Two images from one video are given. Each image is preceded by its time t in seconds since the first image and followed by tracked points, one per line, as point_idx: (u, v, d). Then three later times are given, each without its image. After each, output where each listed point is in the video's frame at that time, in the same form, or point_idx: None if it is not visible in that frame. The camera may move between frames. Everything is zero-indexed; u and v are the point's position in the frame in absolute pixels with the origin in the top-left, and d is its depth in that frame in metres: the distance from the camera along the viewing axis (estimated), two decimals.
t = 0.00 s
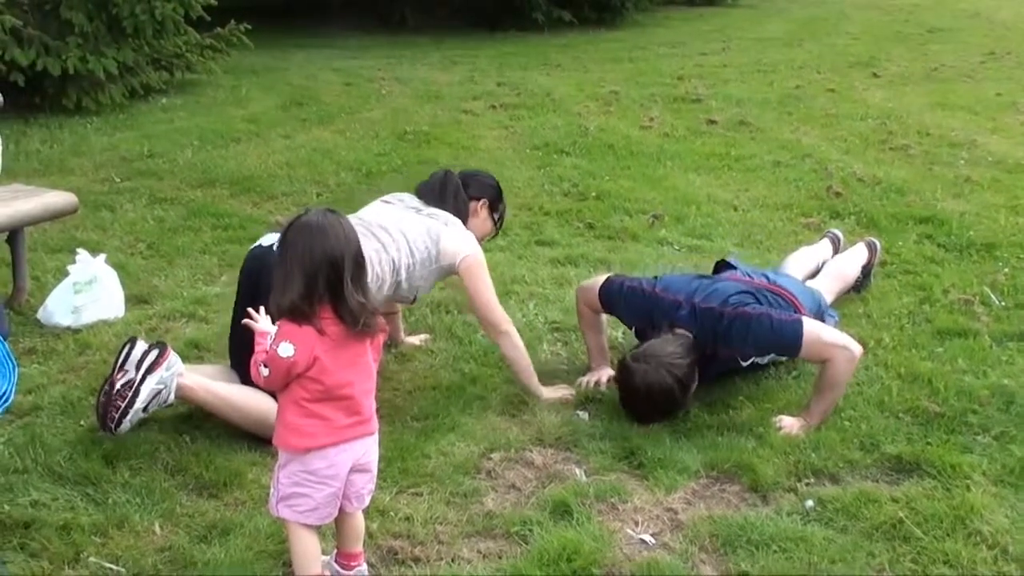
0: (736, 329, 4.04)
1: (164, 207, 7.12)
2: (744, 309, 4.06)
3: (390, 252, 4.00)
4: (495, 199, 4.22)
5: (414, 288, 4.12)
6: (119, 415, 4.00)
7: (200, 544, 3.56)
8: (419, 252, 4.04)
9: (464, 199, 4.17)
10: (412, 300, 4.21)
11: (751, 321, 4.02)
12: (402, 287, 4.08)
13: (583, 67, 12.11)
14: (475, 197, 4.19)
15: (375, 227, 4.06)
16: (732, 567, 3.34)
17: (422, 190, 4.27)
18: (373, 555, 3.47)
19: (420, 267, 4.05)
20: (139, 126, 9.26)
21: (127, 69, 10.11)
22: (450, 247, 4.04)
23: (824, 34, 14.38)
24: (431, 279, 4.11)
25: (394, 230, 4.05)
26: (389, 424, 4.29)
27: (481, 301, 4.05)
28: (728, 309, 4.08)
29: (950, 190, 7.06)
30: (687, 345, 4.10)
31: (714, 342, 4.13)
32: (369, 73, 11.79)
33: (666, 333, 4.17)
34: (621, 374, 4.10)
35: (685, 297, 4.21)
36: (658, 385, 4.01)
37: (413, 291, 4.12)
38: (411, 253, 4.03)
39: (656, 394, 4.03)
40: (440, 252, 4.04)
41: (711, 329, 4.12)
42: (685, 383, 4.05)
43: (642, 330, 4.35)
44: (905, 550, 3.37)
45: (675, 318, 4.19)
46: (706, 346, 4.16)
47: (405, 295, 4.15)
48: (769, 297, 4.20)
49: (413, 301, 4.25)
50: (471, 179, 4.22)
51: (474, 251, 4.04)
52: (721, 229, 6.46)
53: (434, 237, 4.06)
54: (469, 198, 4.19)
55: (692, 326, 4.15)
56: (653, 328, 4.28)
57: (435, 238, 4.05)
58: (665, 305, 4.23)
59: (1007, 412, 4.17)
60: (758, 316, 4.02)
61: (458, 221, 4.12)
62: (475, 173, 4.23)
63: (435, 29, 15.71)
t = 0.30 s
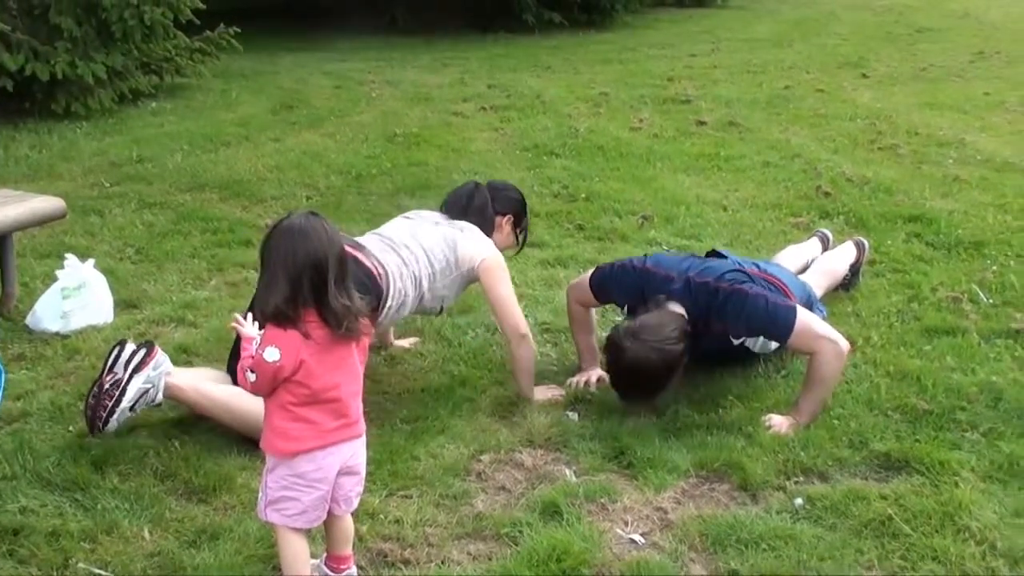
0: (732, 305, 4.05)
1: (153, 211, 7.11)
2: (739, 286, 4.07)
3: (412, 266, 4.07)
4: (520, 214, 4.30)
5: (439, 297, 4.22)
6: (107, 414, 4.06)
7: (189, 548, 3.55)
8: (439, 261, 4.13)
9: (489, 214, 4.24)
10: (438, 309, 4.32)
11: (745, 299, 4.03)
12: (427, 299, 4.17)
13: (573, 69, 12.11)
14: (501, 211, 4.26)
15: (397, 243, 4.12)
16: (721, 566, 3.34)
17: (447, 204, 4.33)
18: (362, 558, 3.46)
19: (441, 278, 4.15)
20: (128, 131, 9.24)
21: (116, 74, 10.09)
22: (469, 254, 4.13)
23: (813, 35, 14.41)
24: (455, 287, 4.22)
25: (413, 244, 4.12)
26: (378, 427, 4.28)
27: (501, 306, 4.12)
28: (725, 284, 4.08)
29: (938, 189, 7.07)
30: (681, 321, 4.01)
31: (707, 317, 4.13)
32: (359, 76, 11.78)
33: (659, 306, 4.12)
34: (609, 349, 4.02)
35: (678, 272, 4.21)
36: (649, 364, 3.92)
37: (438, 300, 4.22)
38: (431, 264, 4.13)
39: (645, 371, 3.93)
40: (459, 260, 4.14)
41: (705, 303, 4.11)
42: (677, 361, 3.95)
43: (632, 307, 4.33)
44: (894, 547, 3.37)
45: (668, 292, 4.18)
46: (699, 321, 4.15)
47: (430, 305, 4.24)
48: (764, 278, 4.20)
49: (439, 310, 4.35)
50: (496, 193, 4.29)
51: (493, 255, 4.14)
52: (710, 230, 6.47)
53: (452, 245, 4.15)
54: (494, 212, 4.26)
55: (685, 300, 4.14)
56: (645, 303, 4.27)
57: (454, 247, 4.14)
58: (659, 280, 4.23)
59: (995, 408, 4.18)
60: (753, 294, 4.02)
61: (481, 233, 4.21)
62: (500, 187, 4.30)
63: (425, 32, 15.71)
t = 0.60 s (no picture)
0: (728, 273, 4.05)
1: (143, 208, 7.07)
2: (738, 255, 4.08)
3: (412, 286, 4.17)
4: (523, 248, 4.46)
5: (437, 321, 4.30)
6: (91, 400, 3.96)
7: (176, 543, 3.52)
8: (437, 283, 4.22)
9: (493, 246, 4.38)
10: (437, 333, 4.39)
11: (743, 269, 4.03)
12: (424, 320, 4.25)
13: (564, 68, 12.10)
14: (504, 245, 4.42)
15: (399, 264, 4.23)
16: (707, 565, 3.33)
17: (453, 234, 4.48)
18: (349, 554, 3.44)
19: (440, 300, 4.23)
20: (119, 128, 9.20)
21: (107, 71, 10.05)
22: (466, 276, 4.22)
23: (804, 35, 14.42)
24: (453, 311, 4.30)
25: (414, 265, 4.23)
26: (366, 424, 4.26)
27: (499, 310, 4.17)
28: (724, 251, 4.08)
29: (928, 190, 7.08)
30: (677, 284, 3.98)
31: (702, 283, 4.12)
32: (350, 74, 11.75)
33: (654, 266, 4.08)
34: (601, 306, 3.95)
35: (675, 238, 4.21)
36: (641, 322, 3.82)
37: (436, 324, 4.31)
38: (430, 285, 4.21)
39: (636, 330, 3.84)
40: (456, 281, 4.22)
41: (701, 268, 4.11)
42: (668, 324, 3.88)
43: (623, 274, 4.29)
44: (881, 547, 3.37)
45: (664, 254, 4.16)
46: (692, 286, 4.14)
47: (429, 329, 4.32)
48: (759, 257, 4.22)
49: (439, 334, 4.43)
50: (501, 226, 4.44)
51: (491, 273, 4.22)
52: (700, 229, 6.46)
53: (450, 267, 4.24)
54: (498, 246, 4.41)
55: (680, 262, 4.12)
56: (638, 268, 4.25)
57: (451, 268, 4.23)
58: (656, 244, 4.22)
59: (982, 409, 4.18)
60: (751, 266, 4.03)
61: (482, 257, 4.32)
62: (506, 222, 4.45)
63: (416, 31, 15.69)
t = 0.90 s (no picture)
0: (736, 247, 4.10)
1: (147, 205, 7.08)
2: (748, 232, 4.14)
3: (423, 291, 4.17)
4: (531, 261, 4.48)
5: (445, 327, 4.29)
6: (97, 389, 3.95)
7: (178, 538, 3.53)
8: (447, 289, 4.22)
9: (501, 256, 4.40)
10: (444, 340, 4.37)
11: (752, 245, 4.09)
12: (433, 326, 4.24)
13: (567, 66, 12.09)
14: (513, 256, 4.43)
15: (410, 269, 4.23)
16: (708, 562, 3.33)
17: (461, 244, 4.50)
18: (350, 550, 3.44)
19: (449, 306, 4.23)
20: (123, 125, 9.20)
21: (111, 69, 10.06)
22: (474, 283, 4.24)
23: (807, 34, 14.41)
24: (461, 318, 4.30)
25: (425, 270, 4.23)
26: (368, 420, 4.26)
27: (507, 309, 4.21)
28: (735, 224, 4.14)
29: (931, 189, 7.07)
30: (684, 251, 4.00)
31: (709, 255, 4.17)
32: (353, 72, 11.75)
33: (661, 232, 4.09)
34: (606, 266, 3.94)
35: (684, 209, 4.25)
36: (645, 282, 3.82)
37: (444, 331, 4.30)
38: (440, 291, 4.21)
39: (640, 290, 3.83)
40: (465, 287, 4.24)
41: (709, 238, 4.15)
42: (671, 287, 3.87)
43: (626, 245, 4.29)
44: (881, 546, 3.37)
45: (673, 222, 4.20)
46: (698, 256, 4.18)
47: (438, 335, 4.31)
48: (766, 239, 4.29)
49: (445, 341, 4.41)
50: (510, 237, 4.46)
51: (499, 276, 4.26)
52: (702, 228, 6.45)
53: (459, 273, 4.25)
54: (507, 257, 4.42)
55: (688, 231, 4.16)
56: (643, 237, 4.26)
57: (460, 275, 4.24)
58: (665, 214, 4.25)
59: (984, 408, 4.18)
60: (760, 244, 4.10)
61: (490, 264, 4.34)
62: (515, 234, 4.48)
63: (419, 29, 15.68)
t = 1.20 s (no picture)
0: (741, 236, 4.10)
1: (152, 207, 7.09)
2: (756, 222, 4.14)
3: (423, 292, 4.18)
4: (529, 264, 4.50)
5: (444, 329, 4.30)
6: (99, 393, 3.95)
7: (180, 538, 3.53)
8: (446, 291, 4.23)
9: (501, 259, 4.42)
10: (442, 341, 4.39)
11: (759, 237, 4.09)
12: (432, 327, 4.25)
13: (572, 70, 12.10)
14: (513, 259, 4.45)
15: (410, 269, 4.24)
16: (708, 566, 3.33)
17: (462, 246, 4.51)
18: (351, 552, 3.45)
19: (448, 309, 4.24)
20: (128, 127, 9.22)
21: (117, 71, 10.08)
22: (474, 285, 4.25)
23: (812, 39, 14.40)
24: (460, 320, 4.31)
25: (424, 271, 4.24)
26: (370, 422, 4.27)
27: (507, 311, 4.21)
28: (743, 212, 4.13)
29: (935, 194, 7.06)
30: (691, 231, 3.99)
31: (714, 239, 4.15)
32: (357, 75, 11.77)
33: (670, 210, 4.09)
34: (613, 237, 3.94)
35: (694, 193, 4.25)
36: (650, 253, 3.82)
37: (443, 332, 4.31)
38: (439, 293, 4.22)
39: (644, 261, 3.83)
40: (464, 289, 4.25)
41: (716, 221, 4.13)
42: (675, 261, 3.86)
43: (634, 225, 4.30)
44: (882, 551, 3.37)
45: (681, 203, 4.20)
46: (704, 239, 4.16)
47: (436, 336, 4.32)
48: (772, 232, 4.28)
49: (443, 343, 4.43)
50: (510, 240, 4.48)
51: (500, 279, 4.26)
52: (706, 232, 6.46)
53: (459, 275, 4.26)
54: (507, 260, 4.44)
55: (696, 211, 4.15)
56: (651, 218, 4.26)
57: (460, 277, 4.25)
58: (674, 196, 4.25)
59: (986, 414, 4.18)
60: (766, 237, 4.10)
61: (489, 266, 4.35)
62: (515, 237, 4.49)
63: (425, 33, 15.70)
